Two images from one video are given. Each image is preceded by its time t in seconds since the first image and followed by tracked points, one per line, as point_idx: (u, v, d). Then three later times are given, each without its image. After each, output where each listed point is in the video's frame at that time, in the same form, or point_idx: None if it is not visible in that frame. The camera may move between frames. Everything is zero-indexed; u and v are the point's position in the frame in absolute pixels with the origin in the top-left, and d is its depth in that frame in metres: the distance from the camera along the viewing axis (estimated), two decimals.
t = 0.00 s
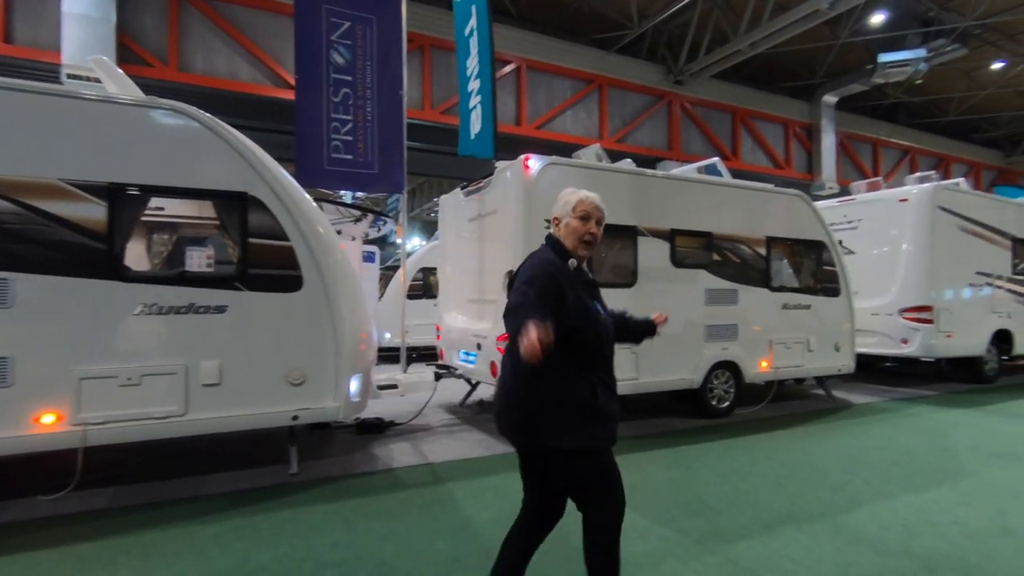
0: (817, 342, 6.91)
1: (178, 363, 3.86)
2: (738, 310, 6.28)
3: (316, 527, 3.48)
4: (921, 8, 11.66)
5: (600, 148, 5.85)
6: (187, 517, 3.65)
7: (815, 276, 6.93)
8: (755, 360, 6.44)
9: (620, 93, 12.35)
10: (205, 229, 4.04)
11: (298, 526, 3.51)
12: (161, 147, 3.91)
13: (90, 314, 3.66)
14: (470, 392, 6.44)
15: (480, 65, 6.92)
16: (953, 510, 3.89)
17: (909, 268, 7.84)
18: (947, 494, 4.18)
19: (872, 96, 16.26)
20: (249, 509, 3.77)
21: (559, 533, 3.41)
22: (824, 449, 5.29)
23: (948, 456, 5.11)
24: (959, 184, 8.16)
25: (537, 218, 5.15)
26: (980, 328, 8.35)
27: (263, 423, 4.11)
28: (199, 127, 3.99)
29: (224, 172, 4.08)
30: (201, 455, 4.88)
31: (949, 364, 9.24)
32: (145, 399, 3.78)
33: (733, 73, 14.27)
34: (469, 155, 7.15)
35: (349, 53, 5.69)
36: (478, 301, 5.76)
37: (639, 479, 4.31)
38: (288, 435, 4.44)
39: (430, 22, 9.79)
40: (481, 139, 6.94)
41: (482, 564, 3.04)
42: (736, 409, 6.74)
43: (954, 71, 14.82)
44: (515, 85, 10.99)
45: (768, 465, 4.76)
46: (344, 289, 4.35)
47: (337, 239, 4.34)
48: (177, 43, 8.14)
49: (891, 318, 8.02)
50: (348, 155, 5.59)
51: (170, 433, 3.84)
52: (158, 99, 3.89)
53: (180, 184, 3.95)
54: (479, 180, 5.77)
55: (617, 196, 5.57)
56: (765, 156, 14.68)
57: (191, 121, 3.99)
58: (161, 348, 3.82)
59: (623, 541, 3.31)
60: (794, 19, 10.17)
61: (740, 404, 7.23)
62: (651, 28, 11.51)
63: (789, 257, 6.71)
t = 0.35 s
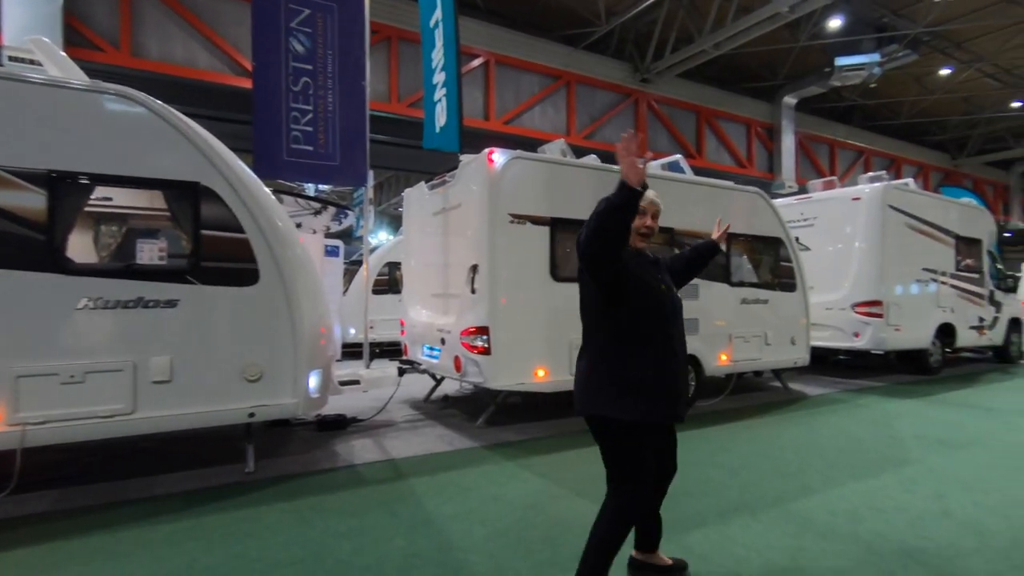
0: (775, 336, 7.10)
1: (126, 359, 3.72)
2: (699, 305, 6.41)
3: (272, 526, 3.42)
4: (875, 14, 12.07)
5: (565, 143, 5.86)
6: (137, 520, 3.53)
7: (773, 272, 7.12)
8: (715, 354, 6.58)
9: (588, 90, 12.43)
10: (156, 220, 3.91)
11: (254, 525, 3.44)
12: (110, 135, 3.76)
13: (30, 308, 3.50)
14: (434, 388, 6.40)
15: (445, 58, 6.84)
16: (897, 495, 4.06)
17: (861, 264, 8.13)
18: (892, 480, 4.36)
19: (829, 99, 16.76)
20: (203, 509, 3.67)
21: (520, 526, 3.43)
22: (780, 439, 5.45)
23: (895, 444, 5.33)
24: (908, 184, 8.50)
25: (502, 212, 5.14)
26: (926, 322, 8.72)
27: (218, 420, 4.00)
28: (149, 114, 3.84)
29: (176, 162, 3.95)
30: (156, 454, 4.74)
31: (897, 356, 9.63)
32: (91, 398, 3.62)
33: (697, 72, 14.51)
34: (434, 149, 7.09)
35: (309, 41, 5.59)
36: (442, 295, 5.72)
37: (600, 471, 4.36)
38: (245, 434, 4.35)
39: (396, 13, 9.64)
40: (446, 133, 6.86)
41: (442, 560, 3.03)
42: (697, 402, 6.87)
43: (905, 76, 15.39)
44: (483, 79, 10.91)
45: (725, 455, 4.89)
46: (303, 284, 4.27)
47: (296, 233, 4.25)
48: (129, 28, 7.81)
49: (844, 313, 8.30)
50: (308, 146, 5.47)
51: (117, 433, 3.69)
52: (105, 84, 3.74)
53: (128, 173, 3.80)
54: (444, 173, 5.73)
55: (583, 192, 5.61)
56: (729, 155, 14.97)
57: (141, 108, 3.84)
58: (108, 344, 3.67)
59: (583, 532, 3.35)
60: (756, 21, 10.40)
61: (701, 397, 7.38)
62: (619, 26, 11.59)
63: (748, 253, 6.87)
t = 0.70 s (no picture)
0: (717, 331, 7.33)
1: (43, 359, 3.49)
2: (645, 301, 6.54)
3: (206, 531, 3.29)
4: (815, 23, 12.67)
5: (515, 140, 5.87)
6: (57, 530, 3.32)
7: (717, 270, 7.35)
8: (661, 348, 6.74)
9: (542, 87, 12.45)
10: (79, 211, 3.70)
11: (186, 532, 3.30)
12: (28, 119, 3.53)
13: None
14: (382, 385, 6.30)
15: (394, 49, 6.71)
16: (824, 481, 4.28)
17: (798, 263, 8.49)
18: (822, 468, 4.58)
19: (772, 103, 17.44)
20: (131, 517, 3.49)
21: (464, 523, 3.42)
22: (719, 430, 5.64)
23: (826, 434, 5.61)
24: (842, 187, 8.93)
25: (450, 207, 5.09)
26: (856, 318, 9.20)
27: (146, 423, 3.79)
28: (71, 97, 3.62)
29: (101, 149, 3.74)
30: (82, 459, 4.48)
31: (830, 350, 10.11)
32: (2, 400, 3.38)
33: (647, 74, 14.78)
34: (383, 142, 6.96)
35: (249, 26, 5.36)
36: (390, 291, 5.64)
37: (547, 466, 4.40)
38: (177, 436, 4.16)
39: (347, 1, 9.40)
40: (395, 126, 6.74)
41: (383, 559, 2.99)
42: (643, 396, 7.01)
43: (840, 84, 16.15)
44: (436, 73, 10.76)
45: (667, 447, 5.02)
46: (241, 279, 4.11)
47: (234, 227, 4.09)
48: (56, 4, 7.30)
49: (782, 309, 8.66)
50: (248, 136, 5.27)
51: (33, 437, 3.46)
52: (21, 64, 3.51)
53: (46, 161, 3.57)
54: (393, 167, 5.63)
55: (531, 189, 5.63)
56: (678, 155, 15.33)
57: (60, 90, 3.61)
58: (23, 343, 3.44)
59: (527, 527, 3.38)
60: (704, 26, 10.69)
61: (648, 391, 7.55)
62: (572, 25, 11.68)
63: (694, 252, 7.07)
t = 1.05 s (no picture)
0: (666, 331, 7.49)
1: None
2: (597, 302, 6.62)
3: (138, 545, 3.13)
4: (760, 35, 13.13)
5: (468, 140, 5.84)
6: None
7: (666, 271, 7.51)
8: (612, 348, 6.83)
9: (498, 88, 12.43)
10: None
11: (115, 546, 3.13)
12: None
13: None
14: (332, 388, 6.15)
15: (345, 44, 6.58)
16: (764, 475, 4.43)
17: (743, 265, 8.78)
18: (762, 462, 4.75)
19: (719, 110, 18.02)
20: (55, 532, 3.28)
21: (412, 526, 3.37)
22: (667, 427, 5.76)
23: (767, 429, 5.81)
24: (783, 192, 9.29)
25: (402, 206, 5.02)
26: (795, 317, 9.58)
27: (72, 432, 3.57)
28: None
29: (23, 140, 3.53)
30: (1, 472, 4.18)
31: (771, 349, 10.49)
32: None
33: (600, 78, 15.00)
34: (332, 139, 6.80)
35: (189, 15, 5.13)
36: (339, 292, 5.51)
37: (497, 466, 4.39)
38: (107, 445, 3.94)
39: None
40: (346, 122, 6.59)
41: (327, 567, 2.92)
42: (595, 395, 7.09)
43: (782, 94, 16.81)
44: (391, 69, 10.58)
45: (616, 445, 5.09)
46: (179, 278, 3.95)
47: (170, 224, 3.93)
48: None
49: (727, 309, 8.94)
50: (187, 129, 5.06)
51: None
52: None
53: None
54: (342, 164, 5.51)
55: (484, 189, 5.62)
56: (630, 159, 15.60)
57: None
58: None
59: (476, 528, 3.36)
60: (655, 33, 10.94)
61: (599, 390, 7.65)
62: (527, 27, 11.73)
63: (644, 253, 7.20)
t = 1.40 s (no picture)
0: (612, 333, 7.60)
1: None
2: (545, 304, 6.66)
3: (52, 564, 2.93)
4: (704, 47, 13.56)
5: (417, 139, 5.77)
6: None
7: (613, 273, 7.62)
8: (560, 350, 6.88)
9: (450, 89, 12.34)
10: None
11: (26, 565, 2.91)
12: None
13: None
14: (273, 392, 5.95)
15: (289, 37, 6.38)
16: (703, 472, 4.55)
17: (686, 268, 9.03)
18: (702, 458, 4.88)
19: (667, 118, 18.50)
20: None
21: (352, 534, 3.28)
22: (613, 427, 5.85)
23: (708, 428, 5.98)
24: (724, 199, 9.61)
25: (347, 206, 4.91)
26: (735, 319, 9.91)
27: None
28: None
29: None
30: None
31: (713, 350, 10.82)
32: None
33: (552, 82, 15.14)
34: (275, 134, 6.59)
35: None
36: (281, 293, 5.34)
37: (442, 470, 4.34)
38: (19, 457, 3.67)
39: None
40: (290, 117, 6.39)
41: None
42: (543, 396, 7.13)
43: (725, 105, 17.41)
44: (339, 65, 10.34)
45: (562, 446, 5.13)
46: (102, 277, 3.74)
47: (93, 220, 3.72)
48: None
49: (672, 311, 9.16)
50: (114, 119, 4.78)
51: None
52: None
53: None
54: (285, 161, 5.35)
55: (433, 190, 5.57)
56: (580, 163, 15.80)
57: None
58: None
59: (419, 534, 3.31)
60: (604, 41, 11.13)
61: (547, 391, 7.69)
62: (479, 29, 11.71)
63: (592, 256, 7.30)
